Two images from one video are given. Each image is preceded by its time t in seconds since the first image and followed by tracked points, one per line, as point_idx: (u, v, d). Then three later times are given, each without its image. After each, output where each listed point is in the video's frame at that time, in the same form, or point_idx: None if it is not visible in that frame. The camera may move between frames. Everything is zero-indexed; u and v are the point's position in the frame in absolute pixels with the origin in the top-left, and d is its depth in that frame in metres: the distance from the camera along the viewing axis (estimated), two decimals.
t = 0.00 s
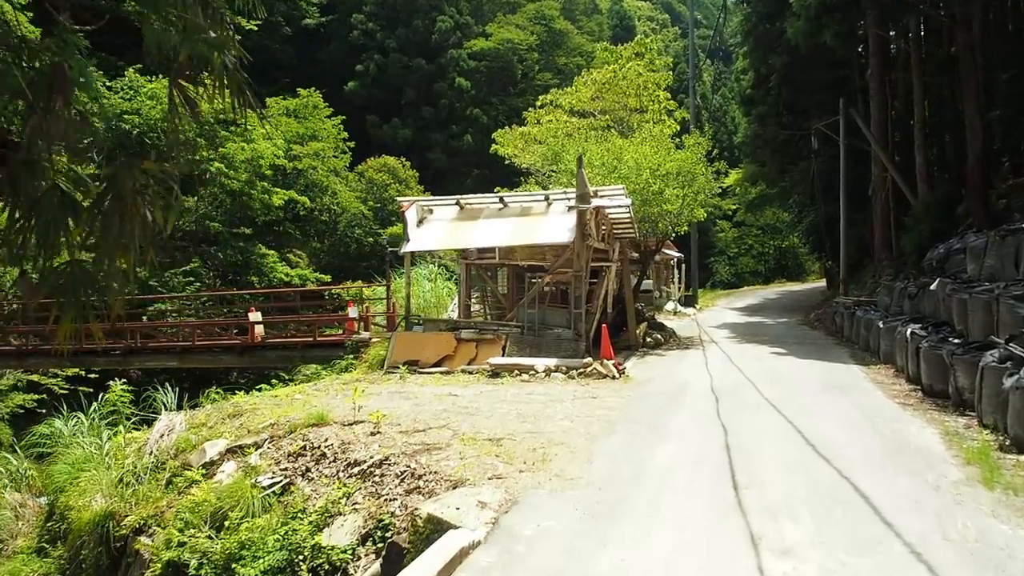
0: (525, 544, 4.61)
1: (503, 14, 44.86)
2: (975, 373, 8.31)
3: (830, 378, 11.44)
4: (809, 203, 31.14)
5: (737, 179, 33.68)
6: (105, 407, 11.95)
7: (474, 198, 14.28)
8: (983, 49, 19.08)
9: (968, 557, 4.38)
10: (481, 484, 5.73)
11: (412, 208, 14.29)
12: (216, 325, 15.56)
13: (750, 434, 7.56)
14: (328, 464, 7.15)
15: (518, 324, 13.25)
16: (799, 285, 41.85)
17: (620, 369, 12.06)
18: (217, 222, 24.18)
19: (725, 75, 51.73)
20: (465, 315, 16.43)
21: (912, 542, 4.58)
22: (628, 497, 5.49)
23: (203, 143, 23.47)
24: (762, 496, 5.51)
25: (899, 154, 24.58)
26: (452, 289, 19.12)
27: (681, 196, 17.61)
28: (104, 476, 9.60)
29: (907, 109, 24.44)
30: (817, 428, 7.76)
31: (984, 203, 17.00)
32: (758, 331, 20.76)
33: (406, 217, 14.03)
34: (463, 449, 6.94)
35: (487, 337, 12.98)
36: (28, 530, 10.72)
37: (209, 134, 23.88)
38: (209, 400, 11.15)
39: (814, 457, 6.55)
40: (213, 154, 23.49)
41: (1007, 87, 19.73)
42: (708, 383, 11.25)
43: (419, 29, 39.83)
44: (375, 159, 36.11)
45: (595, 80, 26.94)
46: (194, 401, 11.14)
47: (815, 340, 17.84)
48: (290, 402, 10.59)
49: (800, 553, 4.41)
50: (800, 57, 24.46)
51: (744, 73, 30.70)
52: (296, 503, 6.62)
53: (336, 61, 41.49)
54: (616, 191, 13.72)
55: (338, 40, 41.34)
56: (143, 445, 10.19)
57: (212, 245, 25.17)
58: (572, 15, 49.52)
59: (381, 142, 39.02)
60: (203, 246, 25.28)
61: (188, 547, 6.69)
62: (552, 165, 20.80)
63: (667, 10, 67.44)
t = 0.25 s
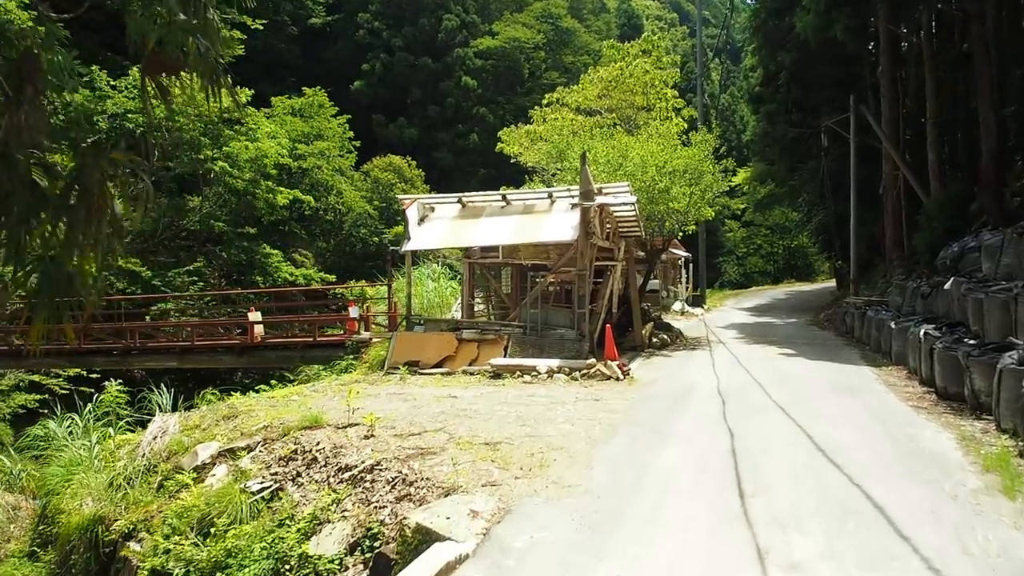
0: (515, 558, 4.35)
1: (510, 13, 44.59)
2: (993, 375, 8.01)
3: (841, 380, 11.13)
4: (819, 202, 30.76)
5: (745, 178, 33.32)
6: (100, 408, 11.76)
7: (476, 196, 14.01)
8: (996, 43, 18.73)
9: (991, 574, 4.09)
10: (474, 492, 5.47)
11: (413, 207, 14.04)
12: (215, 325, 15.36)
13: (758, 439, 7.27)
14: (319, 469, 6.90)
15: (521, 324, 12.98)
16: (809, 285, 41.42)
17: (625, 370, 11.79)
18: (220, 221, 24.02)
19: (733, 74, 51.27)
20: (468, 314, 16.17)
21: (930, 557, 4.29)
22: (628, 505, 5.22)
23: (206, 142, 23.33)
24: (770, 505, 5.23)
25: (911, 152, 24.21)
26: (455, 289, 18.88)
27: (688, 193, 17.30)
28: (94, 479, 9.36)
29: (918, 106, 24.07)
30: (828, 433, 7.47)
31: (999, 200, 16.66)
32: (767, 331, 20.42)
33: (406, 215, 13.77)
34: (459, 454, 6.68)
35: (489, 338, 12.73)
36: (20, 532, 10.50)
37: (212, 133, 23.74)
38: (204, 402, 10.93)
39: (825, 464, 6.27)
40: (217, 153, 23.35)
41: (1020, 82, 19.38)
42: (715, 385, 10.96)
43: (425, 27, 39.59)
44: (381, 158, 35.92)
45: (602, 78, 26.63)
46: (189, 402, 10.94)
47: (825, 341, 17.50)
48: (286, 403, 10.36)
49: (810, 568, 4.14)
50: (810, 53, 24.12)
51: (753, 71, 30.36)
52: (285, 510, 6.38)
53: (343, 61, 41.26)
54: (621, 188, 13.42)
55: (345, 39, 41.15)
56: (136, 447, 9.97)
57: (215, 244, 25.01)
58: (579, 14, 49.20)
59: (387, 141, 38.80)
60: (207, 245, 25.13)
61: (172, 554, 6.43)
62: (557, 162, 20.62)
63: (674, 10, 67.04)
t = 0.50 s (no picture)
0: None
1: (517, 11, 44.34)
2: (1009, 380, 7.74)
3: (850, 384, 10.87)
4: (828, 201, 30.39)
5: (754, 177, 32.98)
6: (96, 411, 11.63)
7: (479, 196, 13.77)
8: (1011, 39, 18.38)
9: None
10: (466, 505, 5.25)
11: (415, 206, 13.82)
12: (215, 326, 15.19)
13: (765, 447, 7.03)
14: (309, 477, 6.69)
15: (523, 326, 12.75)
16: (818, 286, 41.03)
17: (629, 373, 11.53)
18: (224, 221, 23.89)
19: (742, 72, 50.83)
20: (471, 315, 15.96)
21: None
22: (627, 520, 4.99)
23: (210, 141, 23.21)
24: (777, 521, 4.99)
25: (922, 151, 23.87)
26: (459, 290, 18.68)
27: (694, 192, 17.01)
28: (86, 485, 9.18)
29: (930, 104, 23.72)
30: (838, 441, 7.23)
31: (1013, 200, 16.33)
32: (775, 333, 20.12)
33: (408, 215, 13.55)
34: (453, 463, 6.46)
35: (491, 340, 12.51)
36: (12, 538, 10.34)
37: (216, 132, 23.61)
38: (199, 405, 10.77)
39: (834, 474, 6.04)
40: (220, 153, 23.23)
41: None
42: (721, 389, 10.70)
43: (432, 26, 39.37)
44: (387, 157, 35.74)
45: (608, 76, 26.37)
46: (184, 406, 10.79)
47: (835, 342, 17.21)
48: (282, 407, 10.17)
49: None
50: (819, 51, 23.80)
51: (762, 68, 30.00)
52: (272, 521, 6.17)
53: (349, 60, 41.12)
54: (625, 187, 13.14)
55: (351, 39, 41.00)
56: (129, 452, 9.80)
57: (220, 243, 24.89)
58: (587, 13, 48.89)
59: (393, 141, 38.64)
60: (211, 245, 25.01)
61: (157, 565, 6.23)
62: (561, 161, 20.44)
63: (683, 9, 66.57)
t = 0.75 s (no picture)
0: None
1: (523, 11, 44.09)
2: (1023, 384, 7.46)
3: (856, 387, 10.60)
4: (836, 201, 30.03)
5: (761, 177, 32.64)
6: (88, 414, 11.46)
7: (478, 195, 13.54)
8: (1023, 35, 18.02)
9: None
10: (452, 516, 5.00)
11: (414, 205, 13.59)
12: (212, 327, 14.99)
13: (768, 454, 6.76)
14: (295, 485, 6.45)
15: (523, 327, 12.50)
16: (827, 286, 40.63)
17: (630, 376, 11.27)
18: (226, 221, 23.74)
19: (750, 72, 50.41)
20: (471, 316, 15.72)
21: None
22: (620, 533, 4.74)
23: (212, 141, 23.06)
24: (778, 534, 4.74)
25: (932, 150, 23.51)
26: (461, 290, 18.46)
27: (699, 191, 16.71)
28: (73, 490, 8.97)
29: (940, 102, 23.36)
30: (844, 448, 6.96)
31: None
32: (782, 334, 19.82)
33: (406, 214, 13.32)
34: (443, 471, 6.21)
35: (490, 341, 12.26)
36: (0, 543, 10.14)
37: (218, 132, 23.46)
38: (191, 408, 10.58)
39: (840, 484, 5.77)
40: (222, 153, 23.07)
41: None
42: (725, 392, 10.42)
43: (437, 26, 39.09)
44: (392, 157, 35.54)
45: (614, 74, 26.09)
46: (176, 409, 10.61)
47: (842, 344, 16.91)
48: (274, 410, 9.96)
49: None
50: (827, 48, 23.48)
51: (769, 67, 29.66)
52: (254, 530, 5.94)
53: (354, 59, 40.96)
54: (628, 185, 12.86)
55: (357, 38, 40.84)
56: (119, 456, 9.60)
57: (222, 244, 24.73)
58: (593, 13, 48.59)
59: (398, 140, 38.45)
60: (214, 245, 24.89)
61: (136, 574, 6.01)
62: (564, 159, 20.17)
63: (691, 9, 66.16)
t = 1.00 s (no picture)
0: None
1: (527, 9, 43.80)
2: None
3: (863, 390, 10.33)
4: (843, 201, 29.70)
5: (767, 176, 32.31)
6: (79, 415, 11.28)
7: (476, 193, 13.30)
8: None
9: None
10: (433, 529, 4.77)
11: (411, 204, 13.36)
12: (208, 327, 14.79)
13: (769, 461, 6.50)
14: (277, 492, 6.22)
15: (522, 328, 12.25)
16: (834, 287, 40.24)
17: (630, 378, 11.00)
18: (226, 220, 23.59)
19: (757, 71, 50.00)
20: (471, 317, 15.49)
21: None
22: (610, 546, 4.50)
23: (213, 140, 22.92)
24: (776, 548, 4.49)
25: (940, 148, 23.16)
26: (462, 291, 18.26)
27: (702, 189, 16.43)
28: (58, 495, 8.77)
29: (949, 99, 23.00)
30: (849, 454, 6.69)
31: None
32: (787, 335, 19.52)
33: (403, 213, 13.08)
34: (429, 478, 5.98)
35: (488, 342, 12.01)
36: None
37: (220, 131, 23.31)
38: (181, 410, 10.38)
39: (843, 494, 5.51)
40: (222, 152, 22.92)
41: None
42: (726, 395, 10.16)
43: (441, 24, 38.73)
44: (395, 157, 35.32)
45: (617, 72, 25.81)
46: (166, 411, 10.42)
47: (848, 345, 16.61)
48: (265, 413, 9.75)
49: None
50: (833, 45, 23.14)
51: (775, 65, 29.32)
52: (233, 540, 5.71)
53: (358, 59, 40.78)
54: (628, 183, 12.59)
55: (360, 37, 40.65)
56: (107, 459, 9.41)
57: (223, 243, 24.57)
58: (599, 11, 48.25)
59: (401, 140, 38.25)
60: (215, 245, 24.73)
61: None
62: (565, 158, 19.90)
63: (697, 7, 65.71)
